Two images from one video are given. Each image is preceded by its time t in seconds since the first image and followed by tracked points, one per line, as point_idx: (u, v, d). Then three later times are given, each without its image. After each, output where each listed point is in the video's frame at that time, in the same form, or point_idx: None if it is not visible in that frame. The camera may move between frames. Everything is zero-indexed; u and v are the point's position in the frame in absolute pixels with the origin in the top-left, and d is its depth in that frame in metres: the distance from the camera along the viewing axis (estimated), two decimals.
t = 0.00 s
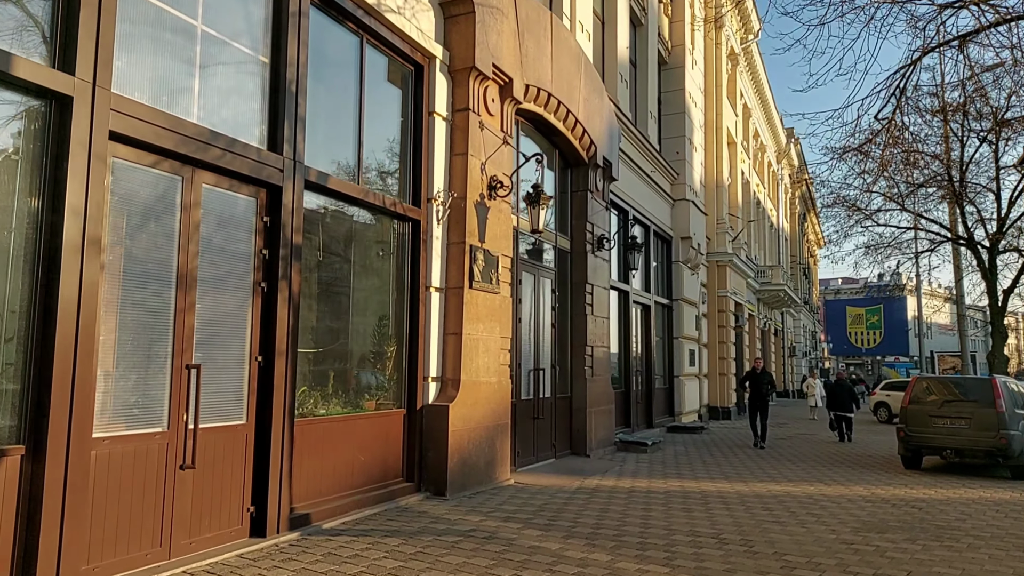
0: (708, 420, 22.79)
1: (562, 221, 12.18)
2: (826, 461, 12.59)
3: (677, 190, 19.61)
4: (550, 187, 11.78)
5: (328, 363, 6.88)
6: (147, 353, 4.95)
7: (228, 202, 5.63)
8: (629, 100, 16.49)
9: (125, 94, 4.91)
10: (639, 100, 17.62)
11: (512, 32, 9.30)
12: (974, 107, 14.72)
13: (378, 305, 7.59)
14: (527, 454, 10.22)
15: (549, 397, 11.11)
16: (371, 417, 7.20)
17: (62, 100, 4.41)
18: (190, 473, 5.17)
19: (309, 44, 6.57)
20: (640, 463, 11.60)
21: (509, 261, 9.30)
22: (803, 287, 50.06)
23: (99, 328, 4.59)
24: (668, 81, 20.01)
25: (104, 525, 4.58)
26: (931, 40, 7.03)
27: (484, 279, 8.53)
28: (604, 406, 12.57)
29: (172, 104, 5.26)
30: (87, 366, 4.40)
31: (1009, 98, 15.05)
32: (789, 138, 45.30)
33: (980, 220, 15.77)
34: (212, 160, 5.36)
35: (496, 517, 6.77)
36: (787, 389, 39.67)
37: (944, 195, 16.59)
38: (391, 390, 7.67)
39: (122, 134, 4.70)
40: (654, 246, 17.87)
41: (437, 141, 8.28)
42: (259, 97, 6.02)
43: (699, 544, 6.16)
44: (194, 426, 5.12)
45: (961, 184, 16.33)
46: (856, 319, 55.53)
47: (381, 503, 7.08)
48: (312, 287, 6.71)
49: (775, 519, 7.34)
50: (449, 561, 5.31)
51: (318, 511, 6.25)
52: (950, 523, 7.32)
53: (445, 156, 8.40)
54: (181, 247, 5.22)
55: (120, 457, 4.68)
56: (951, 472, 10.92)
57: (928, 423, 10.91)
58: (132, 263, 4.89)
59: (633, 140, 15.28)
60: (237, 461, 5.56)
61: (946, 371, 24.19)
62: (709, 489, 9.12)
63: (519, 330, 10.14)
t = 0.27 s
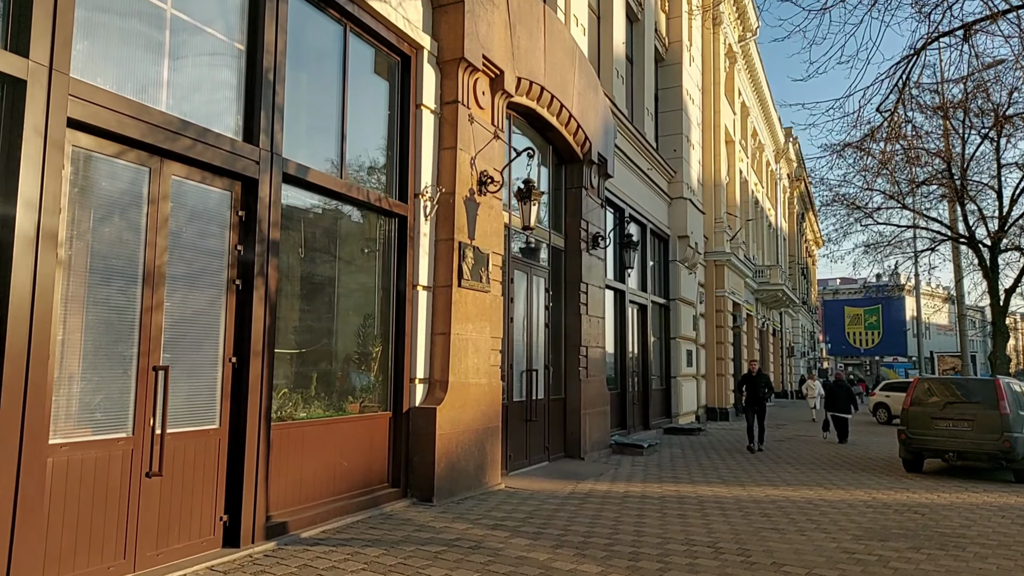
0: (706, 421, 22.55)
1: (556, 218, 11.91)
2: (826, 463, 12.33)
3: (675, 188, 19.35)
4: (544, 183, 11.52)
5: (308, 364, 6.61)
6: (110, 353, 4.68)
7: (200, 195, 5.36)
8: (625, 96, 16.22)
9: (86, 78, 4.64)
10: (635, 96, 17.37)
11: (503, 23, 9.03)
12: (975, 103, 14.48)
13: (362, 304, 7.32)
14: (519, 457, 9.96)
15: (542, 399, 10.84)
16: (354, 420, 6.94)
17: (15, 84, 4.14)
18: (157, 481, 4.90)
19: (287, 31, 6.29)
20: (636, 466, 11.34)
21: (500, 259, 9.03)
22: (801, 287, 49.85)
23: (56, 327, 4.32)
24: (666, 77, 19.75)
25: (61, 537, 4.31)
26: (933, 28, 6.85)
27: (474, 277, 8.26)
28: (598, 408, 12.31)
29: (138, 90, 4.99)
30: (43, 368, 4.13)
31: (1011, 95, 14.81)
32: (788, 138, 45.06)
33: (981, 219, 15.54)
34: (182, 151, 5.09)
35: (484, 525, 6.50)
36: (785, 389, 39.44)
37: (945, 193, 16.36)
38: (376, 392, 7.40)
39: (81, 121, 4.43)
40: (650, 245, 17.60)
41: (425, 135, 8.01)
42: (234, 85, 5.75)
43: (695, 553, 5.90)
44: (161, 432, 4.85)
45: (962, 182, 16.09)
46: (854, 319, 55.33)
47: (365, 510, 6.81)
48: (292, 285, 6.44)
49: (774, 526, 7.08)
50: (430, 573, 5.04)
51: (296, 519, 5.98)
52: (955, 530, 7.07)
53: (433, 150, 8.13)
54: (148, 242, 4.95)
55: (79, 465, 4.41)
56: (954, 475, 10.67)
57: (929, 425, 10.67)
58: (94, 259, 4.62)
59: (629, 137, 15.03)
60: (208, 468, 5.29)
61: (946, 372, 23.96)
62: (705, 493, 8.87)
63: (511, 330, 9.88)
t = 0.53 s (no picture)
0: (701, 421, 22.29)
1: (546, 214, 11.64)
2: (822, 465, 12.08)
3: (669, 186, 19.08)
4: (533, 179, 11.24)
5: (281, 363, 6.33)
6: (59, 352, 4.40)
7: (160, 184, 5.08)
8: (618, 91, 15.96)
9: (33, 58, 4.37)
10: (629, 92, 17.11)
11: (489, 12, 8.75)
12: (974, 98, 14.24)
13: (340, 301, 7.04)
14: (507, 459, 9.68)
15: (531, 399, 10.56)
16: (330, 422, 6.66)
17: None
18: (112, 487, 4.63)
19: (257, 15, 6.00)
20: (627, 469, 11.07)
21: (486, 255, 8.75)
22: (798, 287, 49.64)
23: None
24: (660, 73, 19.48)
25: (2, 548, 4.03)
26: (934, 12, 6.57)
27: (458, 274, 7.98)
28: (590, 409, 12.03)
29: (92, 72, 4.71)
30: None
31: (1010, 90, 14.57)
32: (784, 137, 44.85)
33: (979, 215, 15.30)
34: (139, 137, 4.81)
35: (464, 532, 6.22)
36: (782, 390, 39.22)
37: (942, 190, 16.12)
38: (354, 392, 7.12)
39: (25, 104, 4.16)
40: (644, 243, 17.34)
41: (407, 125, 7.72)
42: (199, 70, 5.47)
43: (683, 561, 5.62)
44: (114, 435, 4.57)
45: (960, 179, 15.85)
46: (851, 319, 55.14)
47: (341, 516, 6.54)
48: (263, 281, 6.17)
49: (767, 531, 6.81)
50: None
51: (266, 526, 5.71)
52: (954, 535, 6.81)
53: (416, 142, 7.85)
54: (102, 233, 4.68)
55: (22, 471, 4.13)
56: (952, 477, 10.43)
57: (928, 425, 10.41)
58: (41, 251, 4.34)
59: (622, 132, 14.75)
60: (168, 473, 5.01)
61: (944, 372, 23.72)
62: (698, 496, 8.60)
63: (498, 329, 9.60)
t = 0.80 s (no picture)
0: (694, 422, 22.04)
1: (533, 211, 11.33)
2: (815, 468, 11.81)
3: (661, 183, 18.81)
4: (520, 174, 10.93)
5: (248, 363, 6.00)
6: None
7: (112, 172, 4.76)
8: (610, 87, 15.66)
9: None
10: (620, 88, 16.83)
11: None
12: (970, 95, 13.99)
13: (312, 298, 6.73)
14: (491, 463, 9.37)
15: (517, 401, 10.26)
16: (302, 425, 6.34)
17: None
18: (55, 497, 4.30)
19: None
20: (616, 472, 10.78)
21: (469, 251, 8.44)
22: (792, 288, 49.50)
23: None
24: (653, 70, 19.19)
25: None
26: None
27: (439, 270, 7.67)
28: (578, 411, 11.73)
29: (36, 50, 4.39)
30: None
31: (1007, 87, 14.33)
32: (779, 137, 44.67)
33: (975, 214, 15.06)
34: (87, 121, 4.49)
35: (440, 542, 5.91)
36: (776, 391, 39.02)
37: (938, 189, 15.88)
38: (328, 394, 6.80)
39: None
40: (636, 241, 17.06)
41: (385, 115, 7.40)
42: (157, 52, 5.15)
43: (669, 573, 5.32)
44: (57, 441, 4.26)
45: (956, 178, 15.62)
46: (845, 320, 55.03)
47: (311, 524, 6.22)
48: (228, 276, 5.85)
49: (759, 540, 6.52)
50: None
51: (228, 536, 5.39)
52: (953, 544, 6.53)
53: (395, 133, 7.54)
54: (45, 224, 4.36)
55: None
56: (949, 481, 10.16)
57: (923, 428, 10.15)
58: None
59: (613, 129, 14.47)
60: (120, 481, 4.70)
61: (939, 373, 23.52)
62: (687, 501, 8.31)
63: (482, 328, 9.29)
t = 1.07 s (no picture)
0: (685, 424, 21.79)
1: (521, 208, 11.03)
2: (808, 472, 11.54)
3: (653, 182, 18.53)
4: (507, 170, 10.63)
5: (212, 364, 5.67)
6: None
7: (59, 159, 4.44)
8: (601, 83, 15.38)
9: None
10: (612, 84, 16.56)
11: None
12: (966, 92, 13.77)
13: (284, 296, 6.41)
14: (475, 468, 9.06)
15: (503, 403, 9.95)
16: (271, 429, 6.02)
17: None
18: None
19: None
20: (604, 476, 10.49)
21: (452, 248, 8.13)
22: (784, 288, 49.38)
23: None
24: (645, 67, 18.92)
25: None
26: None
27: (419, 267, 7.35)
28: (566, 412, 11.42)
29: None
30: None
31: (1003, 84, 14.11)
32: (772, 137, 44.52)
33: (971, 213, 14.85)
34: (29, 103, 4.17)
35: (414, 553, 5.60)
36: (768, 392, 38.85)
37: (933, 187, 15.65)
38: (301, 397, 6.48)
39: None
40: (627, 240, 16.79)
41: (363, 106, 7.09)
42: (111, 32, 4.83)
43: None
44: None
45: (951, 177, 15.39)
46: (838, 321, 54.96)
47: (281, 534, 5.90)
48: (192, 272, 5.53)
49: (750, 550, 6.25)
50: None
51: (188, 549, 5.07)
52: (952, 554, 6.27)
53: (373, 123, 7.22)
54: None
55: None
56: (945, 485, 9.92)
57: (919, 431, 9.88)
58: None
59: (603, 125, 14.19)
60: (66, 491, 4.37)
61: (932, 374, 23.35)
62: (676, 507, 8.02)
63: (467, 328, 8.97)
